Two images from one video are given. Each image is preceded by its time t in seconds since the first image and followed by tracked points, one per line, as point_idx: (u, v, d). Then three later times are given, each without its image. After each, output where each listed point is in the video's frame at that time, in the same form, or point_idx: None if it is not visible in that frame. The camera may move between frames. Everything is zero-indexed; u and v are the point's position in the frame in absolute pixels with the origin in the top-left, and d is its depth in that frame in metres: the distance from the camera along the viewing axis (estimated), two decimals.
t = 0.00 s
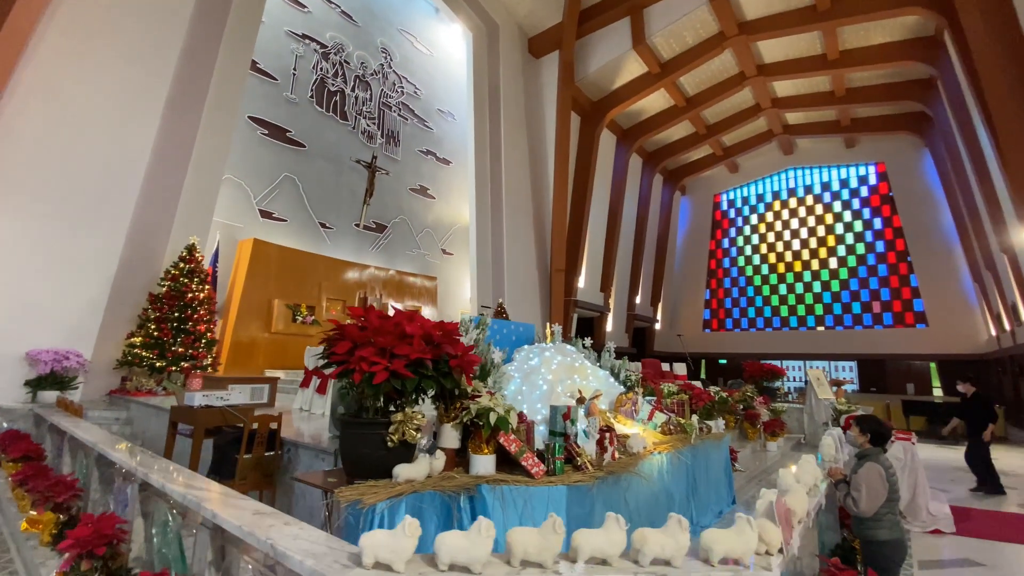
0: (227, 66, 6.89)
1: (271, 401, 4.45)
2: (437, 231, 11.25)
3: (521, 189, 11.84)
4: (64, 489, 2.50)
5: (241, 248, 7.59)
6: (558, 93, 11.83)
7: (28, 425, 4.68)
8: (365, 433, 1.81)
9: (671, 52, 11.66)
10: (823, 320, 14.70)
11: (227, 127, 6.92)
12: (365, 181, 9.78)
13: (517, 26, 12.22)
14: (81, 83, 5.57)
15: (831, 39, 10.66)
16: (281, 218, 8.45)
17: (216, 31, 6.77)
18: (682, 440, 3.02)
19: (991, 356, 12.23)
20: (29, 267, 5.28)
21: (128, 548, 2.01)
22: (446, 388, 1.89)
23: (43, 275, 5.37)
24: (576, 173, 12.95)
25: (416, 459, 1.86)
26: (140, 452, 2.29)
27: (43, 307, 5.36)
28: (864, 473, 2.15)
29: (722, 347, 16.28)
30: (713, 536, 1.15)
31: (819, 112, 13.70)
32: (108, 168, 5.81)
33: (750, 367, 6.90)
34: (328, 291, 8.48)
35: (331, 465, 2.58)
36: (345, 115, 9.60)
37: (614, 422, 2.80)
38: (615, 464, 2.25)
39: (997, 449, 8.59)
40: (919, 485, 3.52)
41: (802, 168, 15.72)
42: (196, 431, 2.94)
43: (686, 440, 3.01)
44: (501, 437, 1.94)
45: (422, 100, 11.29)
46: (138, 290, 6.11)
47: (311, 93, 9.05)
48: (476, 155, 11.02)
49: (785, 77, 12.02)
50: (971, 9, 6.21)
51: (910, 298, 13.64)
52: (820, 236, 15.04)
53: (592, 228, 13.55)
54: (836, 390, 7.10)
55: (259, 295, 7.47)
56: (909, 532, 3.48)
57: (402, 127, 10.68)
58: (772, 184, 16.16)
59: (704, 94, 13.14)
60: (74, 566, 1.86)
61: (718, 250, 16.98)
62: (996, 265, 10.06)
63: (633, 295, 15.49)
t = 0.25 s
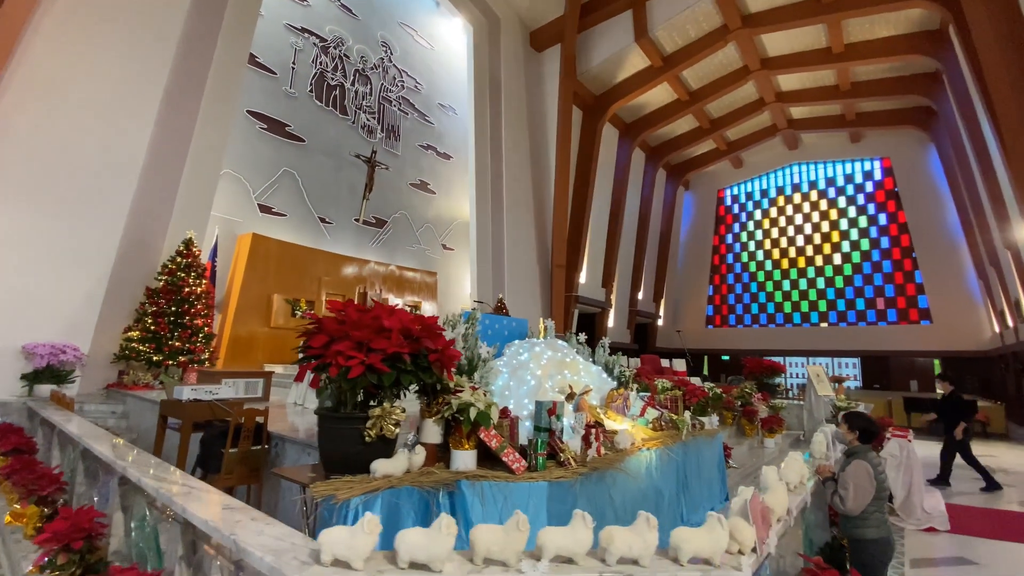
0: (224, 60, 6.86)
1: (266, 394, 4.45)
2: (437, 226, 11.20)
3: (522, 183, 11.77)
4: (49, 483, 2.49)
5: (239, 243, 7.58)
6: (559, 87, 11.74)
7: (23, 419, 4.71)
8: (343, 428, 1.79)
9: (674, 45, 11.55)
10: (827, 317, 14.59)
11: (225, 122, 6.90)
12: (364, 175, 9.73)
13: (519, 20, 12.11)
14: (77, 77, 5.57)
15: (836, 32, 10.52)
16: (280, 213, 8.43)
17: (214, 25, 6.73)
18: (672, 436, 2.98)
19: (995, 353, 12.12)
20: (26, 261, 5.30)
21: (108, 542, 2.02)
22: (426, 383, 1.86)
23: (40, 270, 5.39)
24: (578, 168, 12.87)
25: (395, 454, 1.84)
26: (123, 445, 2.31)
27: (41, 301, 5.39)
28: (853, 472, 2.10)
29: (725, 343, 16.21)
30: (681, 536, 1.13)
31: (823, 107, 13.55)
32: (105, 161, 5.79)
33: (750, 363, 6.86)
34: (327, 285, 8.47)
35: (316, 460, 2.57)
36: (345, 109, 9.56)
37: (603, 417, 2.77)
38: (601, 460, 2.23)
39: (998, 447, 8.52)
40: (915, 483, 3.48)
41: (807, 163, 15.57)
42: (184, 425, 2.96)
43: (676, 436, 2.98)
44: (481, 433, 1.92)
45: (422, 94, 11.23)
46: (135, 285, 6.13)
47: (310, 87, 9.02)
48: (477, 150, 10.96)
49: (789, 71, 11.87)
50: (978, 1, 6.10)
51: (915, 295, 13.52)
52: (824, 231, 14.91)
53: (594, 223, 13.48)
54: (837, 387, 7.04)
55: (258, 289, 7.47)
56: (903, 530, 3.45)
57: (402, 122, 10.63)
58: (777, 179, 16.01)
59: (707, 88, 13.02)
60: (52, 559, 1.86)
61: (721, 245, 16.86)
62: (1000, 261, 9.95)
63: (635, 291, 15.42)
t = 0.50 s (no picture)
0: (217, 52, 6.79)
1: (256, 387, 4.44)
2: (435, 219, 11.12)
3: (521, 176, 11.69)
4: (29, 474, 2.45)
5: (234, 236, 7.54)
6: (558, 79, 11.64)
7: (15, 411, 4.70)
8: (314, 420, 1.76)
9: (673, 36, 11.42)
10: (828, 311, 14.51)
11: (218, 114, 6.84)
12: (360, 168, 9.66)
13: (517, 11, 11.96)
14: (67, 69, 5.52)
15: (838, 22, 10.37)
16: (275, 206, 8.38)
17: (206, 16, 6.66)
18: (660, 429, 2.94)
19: (998, 348, 12.03)
20: (17, 254, 5.28)
21: (82, 535, 2.01)
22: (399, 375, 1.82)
23: (32, 262, 5.37)
24: (577, 161, 12.78)
25: (367, 447, 1.81)
26: (100, 438, 2.30)
27: (33, 294, 5.38)
28: (837, 466, 2.07)
29: (725, 337, 16.14)
30: (643, 531, 1.11)
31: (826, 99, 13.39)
32: (97, 154, 5.75)
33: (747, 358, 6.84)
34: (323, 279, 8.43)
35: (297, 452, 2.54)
36: (341, 102, 9.48)
37: (589, 410, 2.73)
38: (582, 453, 2.19)
39: (998, 442, 8.46)
40: (909, 478, 3.43)
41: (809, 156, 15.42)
42: (167, 417, 2.92)
43: (664, 430, 2.94)
44: (457, 426, 1.88)
45: (419, 86, 11.13)
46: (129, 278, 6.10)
47: (305, 79, 8.94)
48: (474, 142, 10.87)
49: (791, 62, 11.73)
50: None
51: (917, 289, 13.42)
52: (826, 225, 14.80)
53: (593, 217, 13.40)
54: (834, 381, 6.98)
55: (253, 283, 7.44)
56: (896, 526, 3.40)
57: (399, 114, 10.54)
58: (778, 172, 15.87)
59: (707, 80, 12.88)
60: (25, 550, 1.86)
61: (722, 239, 16.75)
62: (1004, 253, 9.84)
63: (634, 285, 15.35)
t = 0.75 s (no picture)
0: (205, 43, 6.69)
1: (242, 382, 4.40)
2: (429, 214, 11.02)
3: (516, 171, 11.60)
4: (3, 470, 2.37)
5: (224, 231, 7.46)
6: (553, 73, 11.56)
7: None
8: (281, 414, 1.71)
9: (669, 29, 11.34)
10: (824, 306, 14.49)
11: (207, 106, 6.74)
12: (352, 162, 9.58)
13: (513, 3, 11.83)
14: (50, 61, 5.45)
15: (834, 15, 10.30)
16: (267, 200, 8.30)
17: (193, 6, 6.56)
18: (646, 423, 2.90)
19: (993, 343, 12.03)
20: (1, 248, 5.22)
21: (51, 531, 1.99)
22: (369, 368, 1.77)
23: (17, 256, 5.31)
24: (572, 155, 12.70)
25: (338, 441, 1.76)
26: (70, 433, 2.27)
27: (17, 289, 5.32)
28: (819, 460, 2.04)
29: (721, 333, 16.13)
30: (605, 527, 1.11)
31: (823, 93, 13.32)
32: (82, 147, 5.68)
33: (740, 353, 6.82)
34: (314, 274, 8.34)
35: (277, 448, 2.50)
36: (333, 95, 9.39)
37: (573, 404, 2.69)
38: (562, 448, 2.15)
39: (991, 436, 8.46)
40: (897, 472, 3.40)
41: (805, 151, 15.37)
42: (144, 413, 2.87)
43: (649, 424, 2.90)
44: (430, 419, 1.84)
45: (413, 80, 11.04)
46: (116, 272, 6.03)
47: (297, 72, 8.84)
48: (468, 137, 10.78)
49: (786, 56, 11.67)
50: None
51: (913, 284, 13.40)
52: (822, 220, 14.77)
53: (589, 212, 13.33)
54: (828, 376, 6.96)
55: (244, 278, 7.38)
56: (885, 520, 3.37)
57: (392, 108, 10.44)
58: (775, 167, 15.82)
59: (703, 74, 12.80)
60: None
61: (718, 235, 16.71)
62: (999, 248, 9.82)
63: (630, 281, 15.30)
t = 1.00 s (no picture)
0: (190, 36, 6.57)
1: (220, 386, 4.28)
2: (421, 210, 10.90)
3: (509, 166, 11.51)
4: None
5: (212, 227, 7.37)
6: (547, 68, 11.47)
7: None
8: (237, 412, 1.65)
9: (663, 24, 11.26)
10: (818, 302, 14.47)
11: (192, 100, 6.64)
12: (343, 157, 9.47)
13: None
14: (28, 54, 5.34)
15: (829, 9, 10.21)
16: (256, 196, 8.17)
17: None
18: (627, 419, 2.85)
19: (986, 338, 12.03)
20: None
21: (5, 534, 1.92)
22: (330, 364, 1.72)
23: None
24: (566, 151, 12.62)
25: (298, 439, 1.71)
26: (29, 433, 2.20)
27: None
28: (796, 457, 2.00)
29: (716, 329, 16.10)
30: (554, 531, 1.12)
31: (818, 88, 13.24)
32: (64, 142, 5.57)
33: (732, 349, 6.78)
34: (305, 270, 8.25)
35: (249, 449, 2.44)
36: (323, 90, 9.26)
37: (553, 400, 2.63)
38: (536, 446, 2.09)
39: (983, 432, 8.46)
40: (884, 468, 3.36)
41: (800, 147, 15.33)
42: (115, 411, 2.80)
43: (631, 420, 2.85)
44: (395, 417, 1.77)
45: (405, 74, 10.93)
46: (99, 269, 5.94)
47: (286, 66, 8.72)
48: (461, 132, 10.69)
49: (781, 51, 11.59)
50: None
51: (907, 279, 13.38)
52: (817, 216, 14.74)
53: (583, 208, 13.26)
54: (820, 373, 6.92)
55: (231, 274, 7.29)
56: (870, 517, 3.34)
57: (383, 102, 10.33)
58: (770, 163, 15.77)
59: (698, 69, 12.72)
60: None
61: (714, 231, 16.66)
62: (993, 243, 9.80)
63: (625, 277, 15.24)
